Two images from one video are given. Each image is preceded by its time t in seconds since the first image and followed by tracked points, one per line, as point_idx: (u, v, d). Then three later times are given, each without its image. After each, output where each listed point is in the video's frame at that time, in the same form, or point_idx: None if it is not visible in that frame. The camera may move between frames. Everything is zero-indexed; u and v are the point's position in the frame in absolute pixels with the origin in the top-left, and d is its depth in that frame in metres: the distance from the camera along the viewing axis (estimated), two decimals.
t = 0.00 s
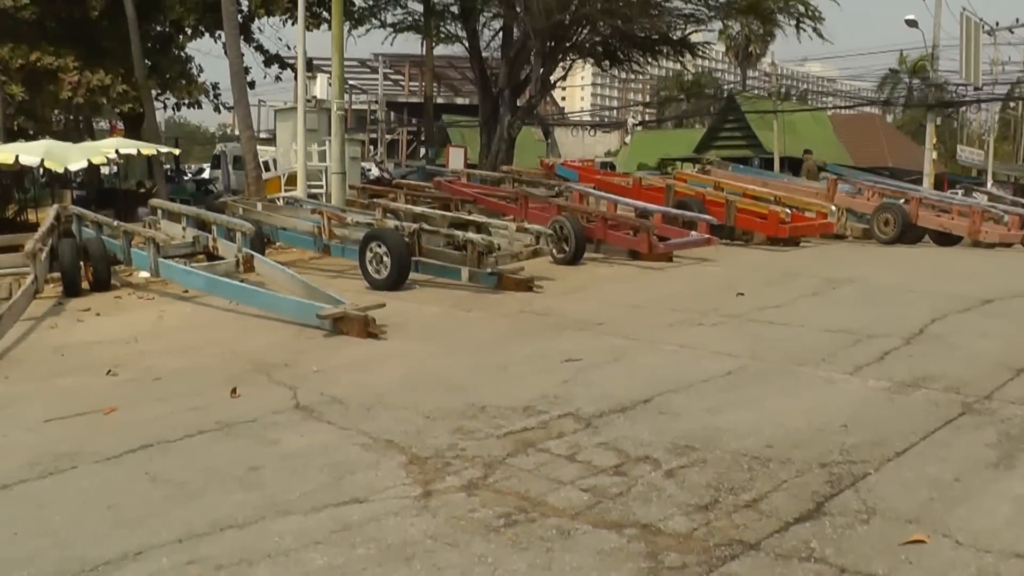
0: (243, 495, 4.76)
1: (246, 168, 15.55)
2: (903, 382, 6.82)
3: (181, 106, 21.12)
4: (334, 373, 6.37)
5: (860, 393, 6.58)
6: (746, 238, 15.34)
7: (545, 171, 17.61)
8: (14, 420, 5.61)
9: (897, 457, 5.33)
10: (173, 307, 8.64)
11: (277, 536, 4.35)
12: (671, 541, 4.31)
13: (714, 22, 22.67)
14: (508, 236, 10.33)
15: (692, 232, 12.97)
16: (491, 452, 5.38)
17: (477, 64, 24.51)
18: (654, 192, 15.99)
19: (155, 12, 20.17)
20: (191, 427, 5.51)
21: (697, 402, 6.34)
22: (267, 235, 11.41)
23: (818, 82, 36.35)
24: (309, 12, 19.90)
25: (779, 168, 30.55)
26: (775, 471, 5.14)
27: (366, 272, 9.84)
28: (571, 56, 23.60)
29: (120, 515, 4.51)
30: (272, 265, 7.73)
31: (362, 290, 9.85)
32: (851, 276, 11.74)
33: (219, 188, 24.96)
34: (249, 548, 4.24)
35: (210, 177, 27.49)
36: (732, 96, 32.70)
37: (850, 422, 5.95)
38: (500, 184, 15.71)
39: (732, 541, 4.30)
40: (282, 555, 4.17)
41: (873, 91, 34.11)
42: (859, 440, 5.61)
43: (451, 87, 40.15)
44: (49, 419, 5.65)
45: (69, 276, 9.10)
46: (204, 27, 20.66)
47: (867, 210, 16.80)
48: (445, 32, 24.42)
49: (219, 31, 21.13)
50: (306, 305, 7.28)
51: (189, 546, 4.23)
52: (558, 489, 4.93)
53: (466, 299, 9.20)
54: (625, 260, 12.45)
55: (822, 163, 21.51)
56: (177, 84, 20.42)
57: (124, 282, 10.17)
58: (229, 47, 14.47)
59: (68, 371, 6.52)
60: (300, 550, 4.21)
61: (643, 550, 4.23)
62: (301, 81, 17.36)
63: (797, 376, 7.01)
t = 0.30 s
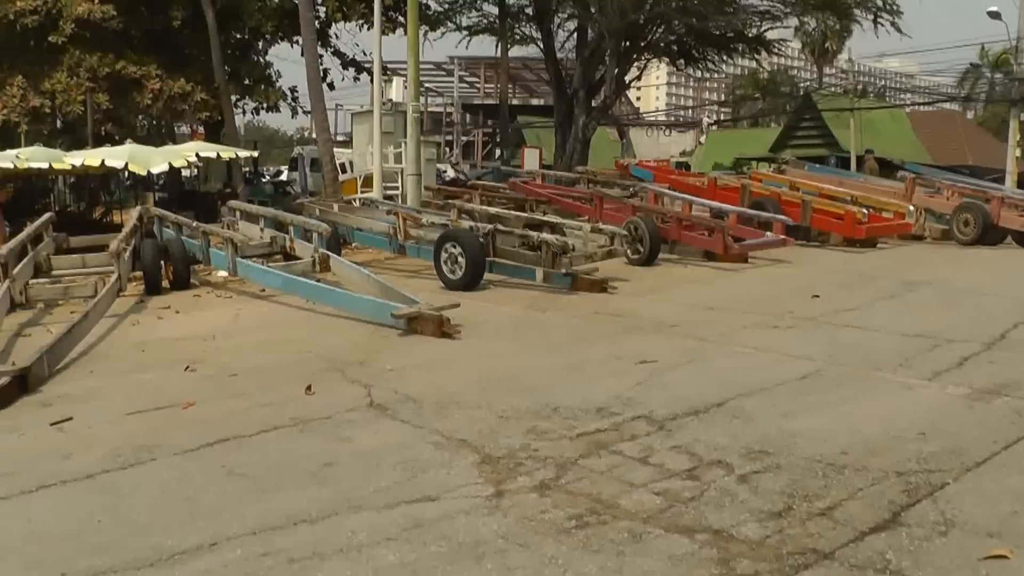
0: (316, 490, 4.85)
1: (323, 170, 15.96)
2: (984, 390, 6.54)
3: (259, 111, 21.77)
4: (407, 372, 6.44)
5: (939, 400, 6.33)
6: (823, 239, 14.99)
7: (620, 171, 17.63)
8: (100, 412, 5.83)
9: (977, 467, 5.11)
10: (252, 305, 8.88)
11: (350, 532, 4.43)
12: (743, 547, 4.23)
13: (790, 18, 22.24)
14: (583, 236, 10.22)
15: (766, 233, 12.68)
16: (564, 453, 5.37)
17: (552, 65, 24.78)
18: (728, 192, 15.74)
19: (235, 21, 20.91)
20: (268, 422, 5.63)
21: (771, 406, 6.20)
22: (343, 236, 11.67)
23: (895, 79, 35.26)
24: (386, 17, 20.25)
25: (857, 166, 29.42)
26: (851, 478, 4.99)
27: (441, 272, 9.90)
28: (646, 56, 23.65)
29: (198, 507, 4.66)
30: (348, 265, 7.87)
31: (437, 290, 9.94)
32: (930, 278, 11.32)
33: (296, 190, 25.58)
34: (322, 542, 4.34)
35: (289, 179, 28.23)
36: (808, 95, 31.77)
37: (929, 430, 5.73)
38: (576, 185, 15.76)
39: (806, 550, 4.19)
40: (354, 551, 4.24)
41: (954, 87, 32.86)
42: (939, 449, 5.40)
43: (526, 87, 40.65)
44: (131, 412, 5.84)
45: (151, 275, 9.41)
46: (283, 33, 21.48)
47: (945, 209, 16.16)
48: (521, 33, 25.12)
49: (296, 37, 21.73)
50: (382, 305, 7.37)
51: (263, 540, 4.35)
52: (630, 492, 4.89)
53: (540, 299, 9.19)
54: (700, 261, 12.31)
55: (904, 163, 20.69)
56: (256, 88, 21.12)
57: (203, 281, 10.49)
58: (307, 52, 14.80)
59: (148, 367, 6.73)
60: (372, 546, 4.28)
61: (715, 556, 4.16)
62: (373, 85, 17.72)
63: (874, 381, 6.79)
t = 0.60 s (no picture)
0: (389, 486, 4.91)
1: (398, 171, 16.21)
2: None
3: (335, 113, 22.30)
4: (479, 371, 6.47)
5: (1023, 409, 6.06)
6: (900, 240, 14.55)
7: (694, 171, 17.55)
8: (178, 405, 6.00)
9: None
10: (327, 304, 9.05)
11: (422, 528, 4.50)
12: (817, 556, 4.13)
13: (868, 13, 21.62)
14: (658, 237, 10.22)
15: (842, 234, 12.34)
16: (636, 455, 5.34)
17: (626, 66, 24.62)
18: (804, 192, 15.39)
19: (312, 26, 21.39)
20: (342, 418, 5.72)
21: (846, 412, 6.03)
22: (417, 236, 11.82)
23: (977, 74, 33.97)
24: (460, 19, 20.45)
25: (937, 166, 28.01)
26: (928, 488, 4.84)
27: (515, 272, 9.93)
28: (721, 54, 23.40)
29: (271, 499, 4.80)
30: (422, 265, 7.96)
31: (511, 290, 9.97)
32: (1012, 282, 10.86)
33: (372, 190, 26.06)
34: (393, 538, 4.42)
35: (364, 180, 28.77)
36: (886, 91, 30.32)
37: (1011, 439, 5.51)
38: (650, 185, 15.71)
39: (881, 560, 4.07)
40: (425, 547, 4.31)
41: None
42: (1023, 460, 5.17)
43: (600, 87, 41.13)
44: (208, 406, 5.98)
45: (228, 273, 9.71)
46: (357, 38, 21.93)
47: None
48: (595, 33, 25.24)
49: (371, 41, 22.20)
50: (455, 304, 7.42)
51: (336, 534, 4.47)
52: (703, 496, 4.83)
53: (614, 300, 9.13)
54: (774, 262, 12.08)
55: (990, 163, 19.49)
56: (332, 92, 21.68)
57: (280, 280, 10.78)
58: (383, 56, 15.06)
59: (224, 362, 6.90)
60: (443, 543, 4.34)
61: (788, 564, 4.08)
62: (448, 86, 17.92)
63: (954, 388, 6.55)
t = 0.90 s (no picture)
0: (462, 485, 4.93)
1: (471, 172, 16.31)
2: None
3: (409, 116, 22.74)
4: (551, 371, 6.43)
5: None
6: (979, 242, 14.09)
7: (767, 172, 17.36)
8: (253, 400, 6.12)
9: None
10: (399, 304, 9.14)
11: (494, 528, 4.51)
12: (894, 568, 4.00)
13: (946, 8, 21.26)
14: (730, 239, 10.31)
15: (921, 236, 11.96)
16: (709, 459, 5.26)
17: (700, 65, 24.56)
18: (879, 193, 14.96)
19: (386, 30, 21.79)
20: (415, 417, 5.73)
21: (923, 420, 5.83)
22: (490, 237, 11.86)
23: None
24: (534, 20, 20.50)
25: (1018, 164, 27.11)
26: (1012, 502, 4.64)
27: (588, 274, 9.90)
28: (795, 52, 22.85)
29: (345, 495, 4.87)
30: (494, 265, 7.90)
31: (583, 291, 9.93)
32: None
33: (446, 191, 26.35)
34: (465, 537, 4.44)
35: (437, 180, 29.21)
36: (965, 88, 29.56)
37: None
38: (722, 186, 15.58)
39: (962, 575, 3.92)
40: (497, 546, 4.33)
41: None
42: None
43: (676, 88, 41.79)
44: (281, 402, 6.08)
45: (303, 272, 9.92)
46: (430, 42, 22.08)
47: None
48: (668, 34, 24.70)
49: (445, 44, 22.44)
50: (528, 305, 7.29)
51: (409, 530, 4.52)
52: (776, 502, 4.72)
53: (687, 303, 9.00)
54: (849, 265, 11.80)
55: None
56: (406, 95, 22.03)
57: (354, 279, 10.98)
58: (456, 58, 15.19)
59: (298, 360, 7.01)
60: (515, 543, 4.34)
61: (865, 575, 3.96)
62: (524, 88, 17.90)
63: None
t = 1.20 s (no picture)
0: (530, 486, 4.90)
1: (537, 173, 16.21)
2: None
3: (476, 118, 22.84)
4: (620, 373, 6.33)
5: None
6: None
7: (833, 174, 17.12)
8: (321, 398, 6.15)
9: None
10: (466, 304, 9.11)
11: (563, 530, 4.47)
12: None
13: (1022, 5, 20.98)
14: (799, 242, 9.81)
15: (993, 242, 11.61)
16: (778, 465, 5.13)
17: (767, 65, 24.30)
18: (949, 196, 14.57)
19: (454, 32, 21.98)
20: (482, 417, 5.69)
21: (997, 430, 5.59)
22: (557, 238, 11.80)
23: None
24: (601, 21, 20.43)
25: None
26: None
27: (655, 276, 9.80)
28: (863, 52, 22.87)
29: (413, 494, 4.86)
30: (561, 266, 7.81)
31: (650, 294, 9.81)
32: None
33: (511, 192, 26.40)
34: (535, 539, 4.40)
35: (504, 182, 29.36)
36: None
37: None
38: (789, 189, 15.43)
39: None
40: (566, 549, 4.28)
41: None
42: None
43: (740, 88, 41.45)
44: (350, 400, 6.10)
45: (370, 272, 10.01)
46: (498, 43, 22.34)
47: None
48: (736, 33, 24.80)
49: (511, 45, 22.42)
50: (596, 307, 7.21)
51: (478, 530, 4.50)
52: (847, 511, 4.58)
53: (755, 306, 8.85)
54: (917, 270, 11.55)
55: None
56: (474, 96, 22.36)
57: (420, 279, 11.05)
58: (522, 59, 15.19)
59: (366, 358, 7.02)
60: (584, 546, 4.29)
61: None
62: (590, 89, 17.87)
63: None
